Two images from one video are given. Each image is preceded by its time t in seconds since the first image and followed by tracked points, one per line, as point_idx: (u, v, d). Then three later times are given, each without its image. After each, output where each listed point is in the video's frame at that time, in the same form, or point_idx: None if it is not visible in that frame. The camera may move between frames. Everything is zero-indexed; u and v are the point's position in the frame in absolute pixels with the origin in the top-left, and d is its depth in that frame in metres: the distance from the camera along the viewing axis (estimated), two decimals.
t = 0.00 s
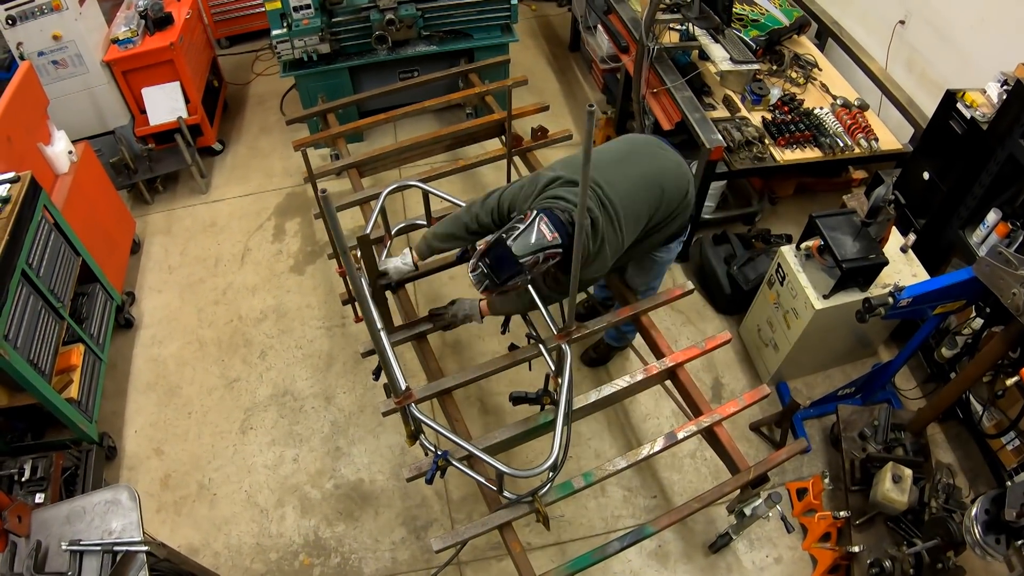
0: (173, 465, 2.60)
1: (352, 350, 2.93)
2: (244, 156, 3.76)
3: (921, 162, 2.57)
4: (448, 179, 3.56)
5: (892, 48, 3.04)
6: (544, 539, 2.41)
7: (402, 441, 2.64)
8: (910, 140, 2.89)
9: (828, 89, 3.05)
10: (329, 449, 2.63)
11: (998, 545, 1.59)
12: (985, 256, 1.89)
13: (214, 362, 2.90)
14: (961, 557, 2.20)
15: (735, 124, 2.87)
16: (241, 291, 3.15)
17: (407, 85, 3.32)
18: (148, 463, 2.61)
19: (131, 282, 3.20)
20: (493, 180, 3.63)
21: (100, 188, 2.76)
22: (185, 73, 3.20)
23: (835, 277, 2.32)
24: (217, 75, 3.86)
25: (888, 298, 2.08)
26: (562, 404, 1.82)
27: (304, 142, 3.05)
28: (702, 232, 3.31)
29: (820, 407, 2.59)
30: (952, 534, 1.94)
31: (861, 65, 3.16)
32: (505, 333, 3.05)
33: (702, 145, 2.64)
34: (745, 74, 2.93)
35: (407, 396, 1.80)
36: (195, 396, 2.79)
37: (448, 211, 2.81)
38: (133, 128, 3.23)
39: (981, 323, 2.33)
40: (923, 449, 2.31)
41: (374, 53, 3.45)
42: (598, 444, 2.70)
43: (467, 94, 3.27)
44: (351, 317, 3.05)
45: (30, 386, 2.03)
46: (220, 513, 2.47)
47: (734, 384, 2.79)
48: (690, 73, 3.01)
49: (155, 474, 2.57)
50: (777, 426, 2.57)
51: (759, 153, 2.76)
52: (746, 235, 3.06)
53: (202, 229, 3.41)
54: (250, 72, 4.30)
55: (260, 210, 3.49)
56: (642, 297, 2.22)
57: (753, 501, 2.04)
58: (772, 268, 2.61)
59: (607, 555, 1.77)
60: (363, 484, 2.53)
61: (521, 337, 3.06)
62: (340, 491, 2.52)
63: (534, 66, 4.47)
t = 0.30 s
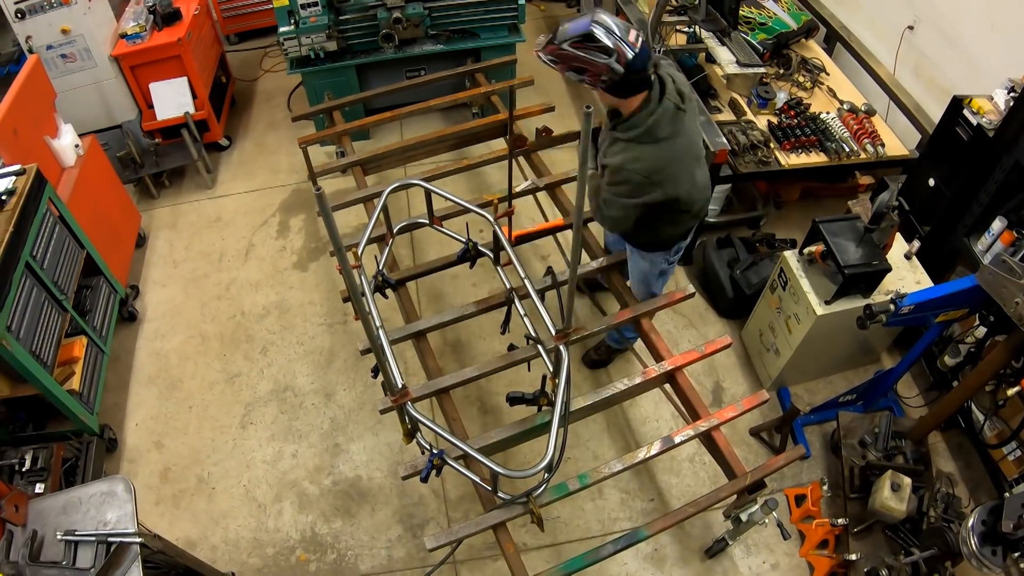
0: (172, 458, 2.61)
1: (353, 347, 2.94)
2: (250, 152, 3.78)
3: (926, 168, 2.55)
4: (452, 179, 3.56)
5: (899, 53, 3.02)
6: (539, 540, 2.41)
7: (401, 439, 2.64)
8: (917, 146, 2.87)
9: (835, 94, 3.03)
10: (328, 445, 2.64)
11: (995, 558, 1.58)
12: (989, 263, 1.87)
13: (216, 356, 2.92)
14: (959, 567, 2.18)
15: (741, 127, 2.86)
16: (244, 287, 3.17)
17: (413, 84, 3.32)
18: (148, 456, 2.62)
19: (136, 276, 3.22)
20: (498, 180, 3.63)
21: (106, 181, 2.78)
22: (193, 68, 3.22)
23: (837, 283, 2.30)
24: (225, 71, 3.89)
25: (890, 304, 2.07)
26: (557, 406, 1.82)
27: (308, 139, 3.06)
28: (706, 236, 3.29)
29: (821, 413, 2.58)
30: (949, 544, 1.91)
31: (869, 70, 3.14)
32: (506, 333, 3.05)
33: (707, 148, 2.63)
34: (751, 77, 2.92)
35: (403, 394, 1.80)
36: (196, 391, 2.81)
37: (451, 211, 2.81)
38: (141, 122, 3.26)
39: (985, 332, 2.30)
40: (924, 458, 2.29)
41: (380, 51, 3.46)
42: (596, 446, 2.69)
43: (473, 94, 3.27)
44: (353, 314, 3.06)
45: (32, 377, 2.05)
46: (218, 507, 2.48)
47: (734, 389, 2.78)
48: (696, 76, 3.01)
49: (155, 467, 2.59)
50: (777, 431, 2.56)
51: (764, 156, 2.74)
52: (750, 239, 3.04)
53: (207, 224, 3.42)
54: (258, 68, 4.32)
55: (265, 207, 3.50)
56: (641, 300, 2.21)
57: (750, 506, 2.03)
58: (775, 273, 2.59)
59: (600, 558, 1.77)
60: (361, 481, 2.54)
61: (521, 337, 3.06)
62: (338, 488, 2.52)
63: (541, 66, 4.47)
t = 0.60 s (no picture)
0: (172, 452, 2.62)
1: (354, 344, 2.95)
2: (256, 149, 3.79)
3: (932, 174, 2.53)
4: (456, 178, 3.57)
5: (908, 58, 2.99)
6: (535, 541, 2.40)
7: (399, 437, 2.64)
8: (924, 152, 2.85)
9: (842, 98, 3.01)
10: (327, 442, 2.64)
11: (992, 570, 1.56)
12: (992, 271, 1.85)
13: (218, 352, 2.93)
14: None
15: (745, 131, 2.85)
16: (247, 283, 3.18)
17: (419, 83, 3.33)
18: (148, 449, 2.64)
19: (140, 270, 3.24)
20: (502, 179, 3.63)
21: (111, 175, 2.80)
22: (200, 64, 3.23)
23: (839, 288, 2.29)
24: (233, 67, 3.91)
25: (891, 311, 2.06)
26: (554, 408, 1.82)
27: (313, 137, 3.07)
28: (709, 239, 3.28)
29: (822, 419, 2.56)
30: (946, 554, 1.93)
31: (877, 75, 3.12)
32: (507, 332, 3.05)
33: (710, 152, 2.62)
34: (756, 80, 2.90)
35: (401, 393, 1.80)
36: (197, 385, 2.82)
37: (452, 210, 2.81)
38: (147, 118, 3.28)
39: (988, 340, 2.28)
40: (924, 466, 2.28)
41: (387, 50, 3.47)
42: (594, 447, 2.69)
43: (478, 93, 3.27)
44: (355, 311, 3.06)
45: (33, 369, 2.06)
46: (216, 501, 2.49)
47: (735, 393, 2.77)
48: (701, 78, 3.01)
49: (155, 461, 2.60)
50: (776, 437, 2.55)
51: (768, 160, 2.73)
52: (755, 243, 3.01)
53: (212, 220, 3.44)
54: (266, 65, 4.34)
55: (269, 203, 3.51)
56: (642, 302, 2.19)
57: (747, 511, 2.02)
58: (777, 277, 2.58)
59: (593, 560, 1.77)
60: (359, 478, 2.54)
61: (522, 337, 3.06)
62: (336, 485, 2.53)
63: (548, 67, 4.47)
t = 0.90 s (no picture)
0: (172, 445, 2.64)
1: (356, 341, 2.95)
2: (262, 145, 3.81)
3: (937, 181, 2.51)
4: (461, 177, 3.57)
5: (916, 64, 2.97)
6: (531, 542, 2.40)
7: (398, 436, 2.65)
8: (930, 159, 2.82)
9: (849, 103, 2.99)
10: (327, 439, 2.65)
11: None
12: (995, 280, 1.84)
13: (220, 346, 2.94)
14: None
15: (750, 134, 2.83)
16: (251, 279, 3.19)
17: (425, 82, 3.33)
18: (149, 442, 2.65)
19: (145, 264, 3.26)
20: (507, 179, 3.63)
21: (118, 170, 2.82)
22: (207, 60, 3.25)
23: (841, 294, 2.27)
24: (241, 63, 3.93)
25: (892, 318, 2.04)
26: (550, 409, 1.82)
27: (319, 134, 3.08)
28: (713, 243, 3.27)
29: (823, 425, 2.54)
30: (942, 564, 1.89)
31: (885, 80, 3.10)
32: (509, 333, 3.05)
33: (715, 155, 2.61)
34: (763, 83, 2.87)
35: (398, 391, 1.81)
36: (199, 380, 2.84)
37: (455, 210, 2.81)
38: (155, 112, 3.30)
39: (990, 349, 2.26)
40: (924, 475, 2.26)
41: (393, 48, 3.48)
42: (593, 450, 2.68)
43: (484, 92, 3.27)
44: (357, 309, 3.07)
45: (35, 360, 2.08)
46: (215, 495, 2.51)
47: (736, 398, 2.76)
48: (708, 81, 3.00)
49: (155, 454, 2.62)
50: (775, 442, 2.54)
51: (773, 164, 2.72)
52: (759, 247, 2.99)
53: (218, 215, 3.46)
54: (274, 62, 4.36)
55: (274, 199, 3.53)
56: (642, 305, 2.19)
57: (744, 517, 2.01)
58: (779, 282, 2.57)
59: (588, 562, 1.76)
60: (357, 475, 2.55)
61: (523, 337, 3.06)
62: (334, 481, 2.54)
63: (556, 67, 4.46)
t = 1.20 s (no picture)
0: (172, 439, 2.65)
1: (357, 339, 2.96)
2: (268, 142, 3.82)
3: (943, 188, 2.50)
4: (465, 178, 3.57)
5: (923, 70, 2.95)
6: (528, 543, 2.40)
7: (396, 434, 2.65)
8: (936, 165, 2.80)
9: (855, 108, 2.98)
10: (326, 436, 2.66)
11: None
12: (998, 288, 1.82)
13: (222, 342, 2.96)
14: None
15: (755, 138, 2.82)
16: (254, 275, 3.20)
17: (431, 81, 3.34)
18: (149, 436, 2.67)
19: (149, 258, 3.28)
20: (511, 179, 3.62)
21: (123, 165, 2.83)
22: (214, 56, 3.27)
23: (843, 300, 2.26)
24: (248, 61, 3.94)
25: (893, 325, 2.02)
26: (548, 409, 1.82)
27: (324, 132, 3.09)
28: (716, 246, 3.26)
29: (823, 432, 2.52)
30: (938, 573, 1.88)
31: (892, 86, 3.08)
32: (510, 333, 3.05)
33: (718, 158, 2.60)
34: (768, 87, 2.88)
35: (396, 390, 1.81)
36: (200, 375, 2.85)
37: (458, 209, 2.81)
38: (162, 108, 3.32)
39: (993, 359, 2.25)
40: (924, 483, 2.24)
41: (400, 47, 3.49)
42: (592, 452, 2.68)
43: (489, 92, 3.27)
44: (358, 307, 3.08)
45: (39, 353, 2.10)
46: (213, 490, 2.52)
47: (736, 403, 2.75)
48: (713, 84, 2.99)
49: (155, 448, 2.63)
50: (775, 447, 2.52)
51: (777, 168, 2.71)
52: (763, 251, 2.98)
53: (223, 211, 3.47)
54: (282, 60, 4.37)
55: (279, 197, 3.54)
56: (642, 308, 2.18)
57: (740, 522, 2.00)
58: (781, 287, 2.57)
59: (582, 564, 1.76)
60: (355, 473, 2.55)
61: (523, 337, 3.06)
62: (332, 479, 2.54)
63: (563, 68, 4.46)
